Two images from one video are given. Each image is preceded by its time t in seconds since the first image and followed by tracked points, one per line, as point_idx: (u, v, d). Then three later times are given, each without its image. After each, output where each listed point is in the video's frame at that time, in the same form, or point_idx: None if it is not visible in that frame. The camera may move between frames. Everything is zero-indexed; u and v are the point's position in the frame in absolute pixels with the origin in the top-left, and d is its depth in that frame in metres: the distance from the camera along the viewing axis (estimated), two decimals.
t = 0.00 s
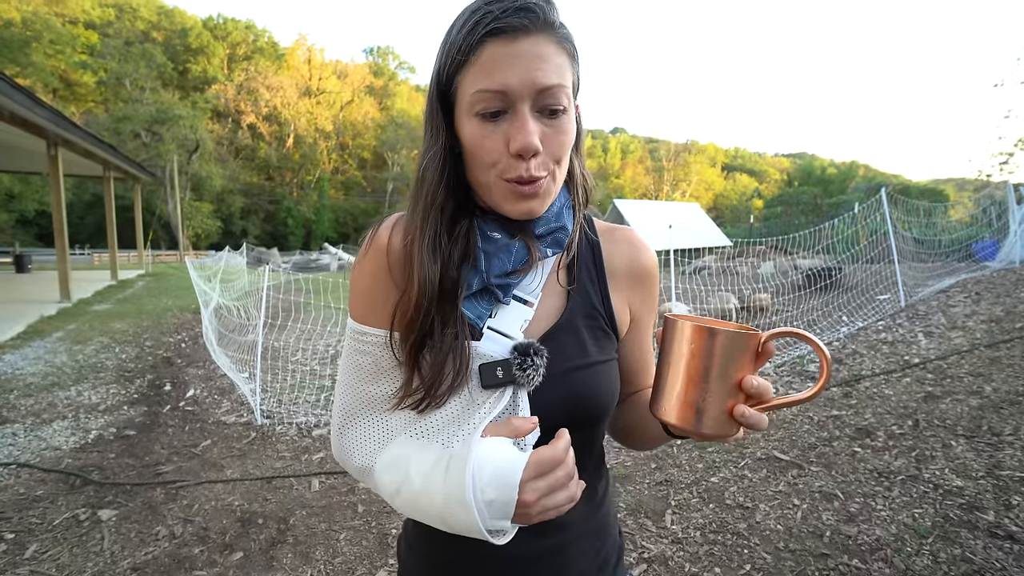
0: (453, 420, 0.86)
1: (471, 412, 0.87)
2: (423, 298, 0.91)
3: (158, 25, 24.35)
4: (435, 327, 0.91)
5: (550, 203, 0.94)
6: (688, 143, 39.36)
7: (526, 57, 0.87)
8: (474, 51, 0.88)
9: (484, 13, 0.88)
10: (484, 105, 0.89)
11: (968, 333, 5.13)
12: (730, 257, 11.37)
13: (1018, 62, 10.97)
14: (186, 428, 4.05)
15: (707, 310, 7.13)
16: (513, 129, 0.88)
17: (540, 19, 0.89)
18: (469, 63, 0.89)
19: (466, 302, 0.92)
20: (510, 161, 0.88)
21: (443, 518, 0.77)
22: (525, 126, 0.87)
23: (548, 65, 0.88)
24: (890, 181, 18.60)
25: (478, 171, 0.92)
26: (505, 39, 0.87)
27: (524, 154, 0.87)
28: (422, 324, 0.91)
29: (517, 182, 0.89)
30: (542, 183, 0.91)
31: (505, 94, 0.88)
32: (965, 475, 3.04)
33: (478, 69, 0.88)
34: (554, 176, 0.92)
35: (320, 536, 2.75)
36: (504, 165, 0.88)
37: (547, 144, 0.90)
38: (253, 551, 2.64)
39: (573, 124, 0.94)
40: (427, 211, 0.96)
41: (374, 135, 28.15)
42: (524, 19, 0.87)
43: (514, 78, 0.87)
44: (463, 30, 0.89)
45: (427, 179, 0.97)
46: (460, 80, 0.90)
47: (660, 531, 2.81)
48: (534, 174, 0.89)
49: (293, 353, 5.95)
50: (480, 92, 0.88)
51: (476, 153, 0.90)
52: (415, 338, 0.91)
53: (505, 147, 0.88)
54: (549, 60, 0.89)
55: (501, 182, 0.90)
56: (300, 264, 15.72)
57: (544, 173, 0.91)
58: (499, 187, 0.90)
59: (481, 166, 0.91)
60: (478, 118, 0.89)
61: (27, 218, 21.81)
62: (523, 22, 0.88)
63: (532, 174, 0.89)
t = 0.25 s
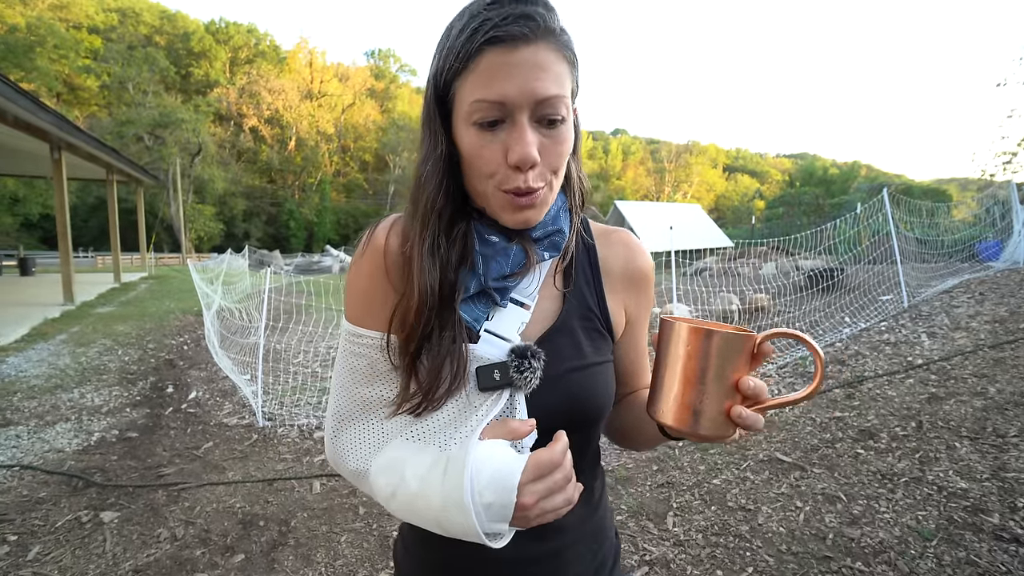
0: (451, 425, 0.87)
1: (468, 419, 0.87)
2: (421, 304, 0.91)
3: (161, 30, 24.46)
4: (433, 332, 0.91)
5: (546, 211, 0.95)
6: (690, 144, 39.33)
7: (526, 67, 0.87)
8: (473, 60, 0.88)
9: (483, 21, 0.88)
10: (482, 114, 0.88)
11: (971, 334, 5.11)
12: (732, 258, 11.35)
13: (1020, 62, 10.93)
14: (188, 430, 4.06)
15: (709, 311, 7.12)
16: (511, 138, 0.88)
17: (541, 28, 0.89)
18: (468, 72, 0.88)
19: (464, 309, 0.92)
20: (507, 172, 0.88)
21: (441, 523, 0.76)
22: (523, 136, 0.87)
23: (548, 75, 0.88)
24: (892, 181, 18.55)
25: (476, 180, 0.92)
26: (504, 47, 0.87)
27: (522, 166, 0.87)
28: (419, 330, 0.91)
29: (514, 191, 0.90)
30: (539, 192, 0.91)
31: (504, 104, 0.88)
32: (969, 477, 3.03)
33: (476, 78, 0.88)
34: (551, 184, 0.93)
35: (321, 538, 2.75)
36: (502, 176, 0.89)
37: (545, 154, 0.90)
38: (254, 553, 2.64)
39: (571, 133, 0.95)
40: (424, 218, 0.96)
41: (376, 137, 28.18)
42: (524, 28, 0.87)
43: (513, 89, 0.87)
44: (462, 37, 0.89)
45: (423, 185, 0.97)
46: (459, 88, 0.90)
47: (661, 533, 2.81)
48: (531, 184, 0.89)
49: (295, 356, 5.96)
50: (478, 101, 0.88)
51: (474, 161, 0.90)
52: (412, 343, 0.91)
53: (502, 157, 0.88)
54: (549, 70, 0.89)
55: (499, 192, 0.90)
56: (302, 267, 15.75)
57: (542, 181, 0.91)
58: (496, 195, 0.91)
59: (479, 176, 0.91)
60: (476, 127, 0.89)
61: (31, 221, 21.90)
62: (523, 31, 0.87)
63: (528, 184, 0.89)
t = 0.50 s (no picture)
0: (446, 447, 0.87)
1: (461, 437, 0.87)
2: (418, 326, 0.91)
3: (164, 34, 24.57)
4: (429, 354, 0.91)
5: (542, 232, 0.94)
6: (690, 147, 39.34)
7: (521, 91, 0.86)
8: (470, 84, 0.87)
9: (480, 44, 0.87)
10: (477, 137, 0.87)
11: (973, 335, 5.10)
12: (733, 260, 11.35)
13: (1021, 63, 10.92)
14: (188, 434, 4.06)
15: (710, 314, 7.11)
16: (507, 161, 0.87)
17: (538, 51, 0.88)
18: (463, 95, 0.87)
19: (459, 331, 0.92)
20: (502, 195, 0.88)
21: (440, 559, 0.78)
22: (518, 159, 0.86)
23: (545, 99, 0.87)
24: (894, 183, 18.51)
25: (471, 202, 0.91)
26: (500, 72, 0.86)
27: (517, 190, 0.87)
28: (415, 352, 0.91)
29: (509, 214, 0.89)
30: (535, 214, 0.91)
31: (499, 127, 0.86)
32: (971, 480, 3.02)
33: (472, 102, 0.87)
34: (547, 205, 0.92)
35: (321, 542, 2.75)
36: (497, 197, 0.88)
37: (541, 177, 0.89)
38: (254, 557, 2.64)
39: (568, 154, 0.93)
40: (420, 239, 0.95)
41: (377, 140, 28.21)
42: (521, 53, 0.86)
43: (509, 113, 0.86)
44: (459, 60, 0.87)
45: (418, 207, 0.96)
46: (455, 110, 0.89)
47: (662, 537, 2.80)
48: (526, 206, 0.89)
49: (296, 359, 5.96)
50: (473, 125, 0.87)
51: (469, 184, 0.90)
52: (409, 366, 0.91)
53: (497, 180, 0.87)
54: (546, 92, 0.87)
55: (494, 213, 0.90)
56: (304, 270, 15.77)
57: (537, 205, 0.90)
58: (491, 217, 0.90)
59: (474, 198, 0.90)
60: (471, 149, 0.88)
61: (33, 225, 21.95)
62: (519, 54, 0.86)
63: (523, 207, 0.89)
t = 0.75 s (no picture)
0: (448, 440, 0.87)
1: (466, 431, 0.87)
2: (415, 309, 0.91)
3: (164, 40, 24.66)
4: (427, 339, 0.91)
5: (536, 209, 0.95)
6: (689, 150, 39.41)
7: (505, 65, 0.89)
8: (456, 64, 0.90)
9: (464, 29, 0.91)
10: (467, 112, 0.90)
11: (972, 338, 5.09)
12: (732, 263, 11.35)
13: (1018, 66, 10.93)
14: (188, 438, 4.05)
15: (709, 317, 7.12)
16: (495, 135, 0.89)
17: (517, 31, 0.92)
18: (451, 76, 0.91)
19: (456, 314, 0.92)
20: (492, 167, 0.89)
21: (452, 558, 0.77)
22: (505, 131, 0.88)
23: (526, 74, 0.90)
24: (893, 186, 18.55)
25: (462, 180, 0.93)
26: (483, 50, 0.89)
27: (508, 157, 0.88)
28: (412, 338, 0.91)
29: (501, 188, 0.90)
30: (527, 186, 0.91)
31: (486, 102, 0.89)
32: (970, 482, 3.02)
33: (459, 81, 0.90)
34: (538, 181, 0.93)
35: (321, 547, 2.74)
36: (487, 170, 0.89)
37: (531, 148, 0.90)
38: (253, 562, 2.64)
39: (556, 133, 0.95)
40: (415, 225, 0.97)
41: (377, 145, 28.24)
42: (500, 33, 0.90)
43: (496, 86, 0.88)
44: (445, 45, 0.92)
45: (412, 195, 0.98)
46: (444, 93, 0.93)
47: (662, 540, 2.79)
48: (517, 178, 0.90)
49: (295, 363, 5.95)
50: (461, 102, 0.90)
51: (460, 162, 0.91)
52: (406, 352, 0.91)
53: (486, 153, 0.89)
54: (529, 68, 0.91)
55: (484, 188, 0.90)
56: (304, 274, 15.79)
57: (526, 178, 0.91)
58: (483, 193, 0.91)
59: (464, 175, 0.92)
60: (461, 127, 0.91)
61: (34, 230, 21.98)
62: (502, 32, 0.90)
63: (513, 179, 0.90)
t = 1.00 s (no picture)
0: (448, 443, 0.88)
1: (465, 434, 0.87)
2: (413, 316, 0.92)
3: (169, 46, 24.84)
4: (427, 345, 0.92)
5: (531, 217, 0.96)
6: (691, 154, 39.42)
7: (495, 79, 0.91)
8: (448, 80, 0.92)
9: (454, 47, 0.93)
10: (458, 126, 0.92)
11: (977, 343, 5.08)
12: (735, 268, 11.34)
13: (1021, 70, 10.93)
14: (191, 442, 4.06)
15: (712, 321, 7.12)
16: (487, 146, 0.90)
17: (506, 46, 0.93)
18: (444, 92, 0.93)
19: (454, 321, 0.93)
20: (485, 177, 0.90)
21: (451, 557, 0.78)
22: (496, 142, 0.89)
23: (516, 85, 0.91)
24: (896, 190, 18.51)
25: (457, 192, 0.94)
26: (473, 65, 0.92)
27: (499, 168, 0.89)
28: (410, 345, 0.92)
29: (493, 198, 0.91)
30: (520, 196, 0.91)
31: (476, 115, 0.91)
32: (977, 489, 3.00)
33: (452, 95, 0.92)
34: (532, 189, 0.93)
35: (323, 551, 2.74)
36: (479, 181, 0.91)
37: (523, 157, 0.91)
38: (256, 566, 2.64)
39: (549, 141, 0.96)
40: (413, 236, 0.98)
41: (380, 149, 28.34)
42: (489, 48, 0.92)
43: (486, 100, 0.90)
44: (438, 64, 0.95)
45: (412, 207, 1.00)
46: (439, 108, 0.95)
47: (665, 546, 2.79)
48: (510, 188, 0.91)
49: (298, 368, 5.96)
50: (454, 115, 0.92)
51: (455, 173, 0.93)
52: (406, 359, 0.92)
53: (479, 164, 0.90)
54: (519, 82, 0.92)
55: (477, 198, 0.92)
56: (306, 278, 15.83)
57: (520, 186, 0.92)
58: (477, 203, 0.92)
59: (459, 185, 0.93)
60: (454, 140, 0.92)
61: (39, 235, 22.10)
62: (491, 49, 0.92)
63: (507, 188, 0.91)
